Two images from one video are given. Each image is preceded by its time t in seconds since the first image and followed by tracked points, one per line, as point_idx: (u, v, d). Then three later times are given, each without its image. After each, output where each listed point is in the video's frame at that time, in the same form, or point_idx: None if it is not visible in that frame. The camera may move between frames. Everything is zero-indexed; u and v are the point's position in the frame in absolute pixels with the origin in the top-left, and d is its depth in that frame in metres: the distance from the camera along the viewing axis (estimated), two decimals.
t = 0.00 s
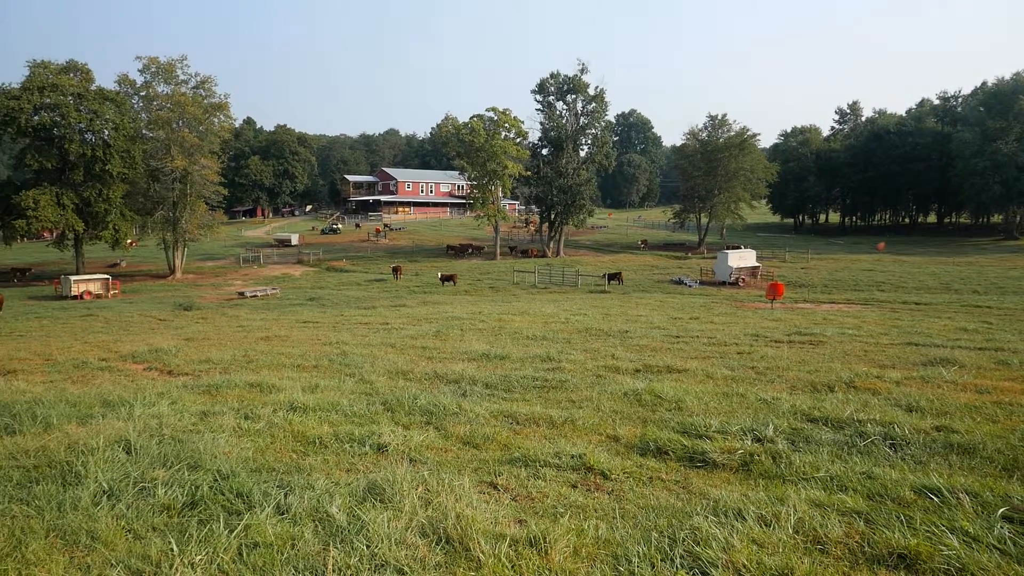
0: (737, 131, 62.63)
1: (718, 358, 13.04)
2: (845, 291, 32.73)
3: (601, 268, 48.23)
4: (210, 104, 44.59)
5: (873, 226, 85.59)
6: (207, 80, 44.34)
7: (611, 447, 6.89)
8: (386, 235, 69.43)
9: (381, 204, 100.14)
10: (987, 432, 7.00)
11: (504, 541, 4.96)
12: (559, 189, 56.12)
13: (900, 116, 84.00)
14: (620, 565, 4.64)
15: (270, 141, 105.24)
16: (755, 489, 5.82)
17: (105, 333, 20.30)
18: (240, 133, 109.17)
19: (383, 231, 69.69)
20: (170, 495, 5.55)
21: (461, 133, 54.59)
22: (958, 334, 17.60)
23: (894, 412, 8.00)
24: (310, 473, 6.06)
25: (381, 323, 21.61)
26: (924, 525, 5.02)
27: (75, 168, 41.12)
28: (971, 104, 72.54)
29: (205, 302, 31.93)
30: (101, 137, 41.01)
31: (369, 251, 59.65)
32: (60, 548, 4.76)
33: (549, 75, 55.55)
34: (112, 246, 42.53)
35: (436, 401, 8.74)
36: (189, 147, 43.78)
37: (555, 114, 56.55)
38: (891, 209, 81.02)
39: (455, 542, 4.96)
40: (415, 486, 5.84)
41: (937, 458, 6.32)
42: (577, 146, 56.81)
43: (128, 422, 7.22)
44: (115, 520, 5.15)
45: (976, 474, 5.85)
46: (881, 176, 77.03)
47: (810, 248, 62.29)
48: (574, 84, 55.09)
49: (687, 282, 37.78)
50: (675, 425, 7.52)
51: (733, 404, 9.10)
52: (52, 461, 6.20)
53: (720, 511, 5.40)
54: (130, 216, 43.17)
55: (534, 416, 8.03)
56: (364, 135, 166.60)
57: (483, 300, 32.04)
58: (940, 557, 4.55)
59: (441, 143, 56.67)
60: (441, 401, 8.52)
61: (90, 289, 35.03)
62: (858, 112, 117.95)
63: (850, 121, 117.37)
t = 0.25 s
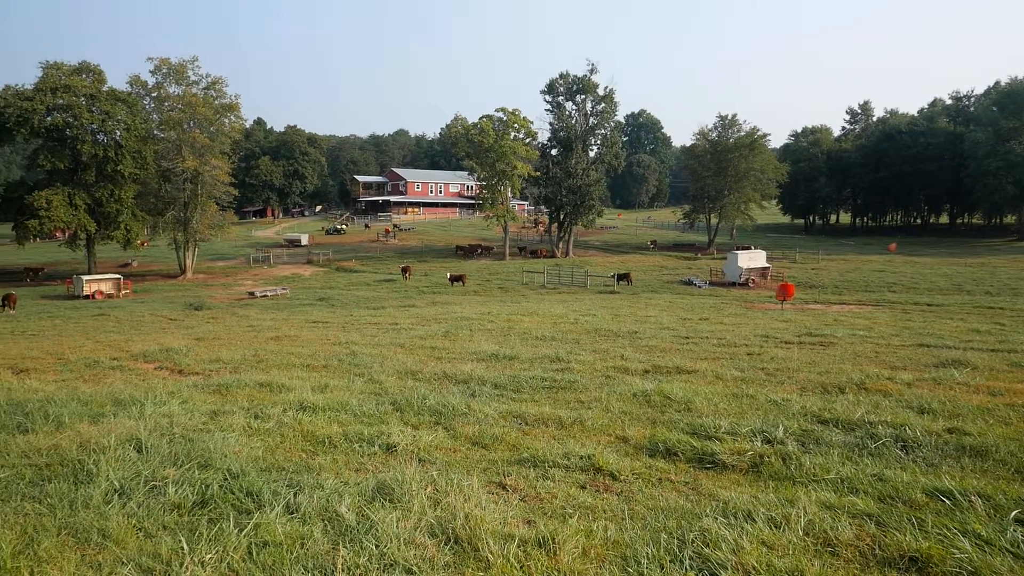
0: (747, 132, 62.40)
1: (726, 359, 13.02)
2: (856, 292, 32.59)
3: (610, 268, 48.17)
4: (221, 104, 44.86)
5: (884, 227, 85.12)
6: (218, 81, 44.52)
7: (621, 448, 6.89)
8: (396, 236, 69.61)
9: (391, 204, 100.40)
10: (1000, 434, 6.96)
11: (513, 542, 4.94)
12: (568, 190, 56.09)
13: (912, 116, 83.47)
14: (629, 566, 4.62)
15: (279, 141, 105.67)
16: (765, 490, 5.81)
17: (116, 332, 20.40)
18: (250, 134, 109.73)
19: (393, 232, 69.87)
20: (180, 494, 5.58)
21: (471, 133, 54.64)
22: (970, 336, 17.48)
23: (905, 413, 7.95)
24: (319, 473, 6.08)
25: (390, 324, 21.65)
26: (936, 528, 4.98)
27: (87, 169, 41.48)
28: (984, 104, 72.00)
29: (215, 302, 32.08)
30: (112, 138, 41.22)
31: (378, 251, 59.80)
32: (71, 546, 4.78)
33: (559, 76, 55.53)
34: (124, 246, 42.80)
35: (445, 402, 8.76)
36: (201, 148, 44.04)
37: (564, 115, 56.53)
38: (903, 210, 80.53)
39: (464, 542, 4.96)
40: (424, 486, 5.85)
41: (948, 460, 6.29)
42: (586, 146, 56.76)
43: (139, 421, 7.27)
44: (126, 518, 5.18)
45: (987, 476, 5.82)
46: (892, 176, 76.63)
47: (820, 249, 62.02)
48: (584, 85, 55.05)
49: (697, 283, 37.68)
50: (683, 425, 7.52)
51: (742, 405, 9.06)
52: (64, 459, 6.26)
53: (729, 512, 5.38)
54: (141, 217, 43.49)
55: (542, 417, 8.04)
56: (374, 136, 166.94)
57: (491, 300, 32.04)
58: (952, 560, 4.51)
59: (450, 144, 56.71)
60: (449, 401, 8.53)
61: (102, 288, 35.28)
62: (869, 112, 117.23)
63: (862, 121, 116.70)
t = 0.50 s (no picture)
0: (757, 132, 62.17)
1: (737, 360, 12.97)
2: (867, 294, 32.41)
3: (619, 269, 48.12)
4: (233, 106, 44.91)
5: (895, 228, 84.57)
6: (229, 82, 44.62)
7: (630, 449, 6.87)
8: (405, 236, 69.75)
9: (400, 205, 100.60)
10: (1014, 437, 6.89)
11: (522, 543, 4.94)
12: (577, 191, 56.05)
13: (924, 116, 82.91)
14: (638, 568, 4.60)
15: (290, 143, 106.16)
16: (775, 492, 5.78)
17: (127, 332, 20.53)
18: (261, 135, 110.20)
19: (402, 233, 69.99)
20: (190, 493, 5.60)
21: (481, 134, 54.56)
22: (983, 338, 17.35)
23: (917, 416, 7.91)
24: (328, 473, 6.10)
25: (400, 324, 21.69)
26: (948, 531, 4.95)
27: (98, 170, 41.75)
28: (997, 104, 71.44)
29: (226, 302, 32.23)
30: (124, 140, 41.53)
31: (387, 252, 59.92)
32: (83, 544, 4.81)
33: (568, 77, 55.52)
34: (135, 246, 43.08)
35: (454, 402, 8.77)
36: (212, 149, 44.10)
37: (573, 115, 56.50)
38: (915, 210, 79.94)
39: (472, 543, 4.96)
40: (433, 487, 5.86)
41: (961, 463, 6.24)
42: (595, 147, 56.72)
43: (150, 420, 7.31)
44: (137, 517, 5.21)
45: (1001, 479, 5.76)
46: (904, 177, 76.13)
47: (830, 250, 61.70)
48: (593, 85, 55.01)
49: (707, 284, 37.58)
50: (693, 427, 7.49)
51: (752, 406, 9.03)
52: (76, 458, 6.31)
53: (739, 514, 5.35)
54: (152, 217, 43.78)
55: (552, 418, 8.03)
56: (383, 137, 167.37)
57: (501, 301, 32.06)
58: (965, 563, 4.47)
59: (460, 145, 56.74)
60: (459, 402, 8.54)
61: (114, 288, 35.55)
62: (880, 112, 116.62)
63: (873, 122, 116.08)
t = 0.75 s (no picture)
0: (766, 133, 61.98)
1: (746, 362, 12.91)
2: (878, 295, 32.25)
3: (627, 271, 48.07)
4: (242, 107, 45.22)
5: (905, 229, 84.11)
6: (239, 84, 44.90)
7: (638, 451, 6.86)
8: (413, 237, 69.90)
9: (409, 206, 100.77)
10: None
11: (530, 544, 4.94)
12: (586, 192, 56.00)
13: (935, 117, 82.44)
14: (646, 571, 4.59)
15: (299, 144, 106.55)
16: (784, 495, 5.76)
17: (137, 333, 20.64)
18: (270, 136, 110.62)
19: (411, 234, 70.10)
20: (200, 493, 5.63)
21: (489, 135, 54.28)
22: (995, 340, 17.21)
23: (928, 419, 7.85)
24: (337, 473, 6.12)
25: (408, 325, 21.71)
26: (959, 534, 4.91)
27: (109, 171, 42.10)
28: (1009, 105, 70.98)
29: (236, 303, 32.35)
30: (135, 141, 42.03)
31: (396, 253, 60.04)
32: (93, 544, 4.84)
33: (577, 78, 55.52)
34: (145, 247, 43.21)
35: (463, 403, 8.78)
36: (221, 150, 44.34)
37: (582, 117, 56.49)
38: (925, 211, 79.48)
39: (480, 543, 4.96)
40: (441, 488, 5.87)
41: (973, 466, 6.20)
42: (604, 148, 56.69)
43: (160, 420, 7.34)
44: (147, 516, 5.24)
45: (1013, 484, 5.71)
46: (914, 177, 75.73)
47: (840, 252, 61.42)
48: (602, 86, 54.98)
49: (716, 285, 37.47)
50: (702, 429, 7.47)
51: (761, 408, 9.00)
52: (86, 458, 6.35)
53: (748, 516, 5.33)
54: (162, 218, 43.99)
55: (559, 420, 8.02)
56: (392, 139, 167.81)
57: (509, 302, 32.07)
58: (976, 567, 4.44)
59: (469, 146, 56.76)
60: (467, 403, 8.54)
61: (124, 289, 35.72)
62: (889, 113, 116.28)
63: (882, 123, 115.72)
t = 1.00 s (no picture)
0: (773, 134, 61.84)
1: (753, 364, 12.88)
2: (886, 297, 32.14)
3: (634, 272, 48.00)
4: (249, 109, 45.33)
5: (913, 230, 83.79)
6: (246, 85, 45.01)
7: (645, 453, 6.85)
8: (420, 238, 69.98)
9: (415, 207, 100.91)
10: None
11: (536, 546, 4.93)
12: (592, 193, 55.96)
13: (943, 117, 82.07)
14: (653, 573, 4.58)
15: (306, 145, 106.83)
16: (791, 497, 5.75)
17: (145, 333, 20.72)
18: (277, 138, 110.93)
19: (417, 235, 70.18)
20: (207, 493, 5.64)
21: (496, 137, 54.16)
22: (1004, 342, 17.12)
23: (936, 421, 7.82)
24: (344, 474, 6.14)
25: (415, 326, 21.73)
26: (968, 537, 4.89)
27: (118, 172, 42.25)
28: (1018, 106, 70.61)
29: (243, 304, 32.45)
30: (143, 142, 41.96)
31: (402, 254, 60.11)
32: (101, 543, 4.86)
33: (583, 79, 55.49)
34: (154, 248, 43.31)
35: (469, 404, 8.79)
36: (229, 151, 44.55)
37: (588, 118, 56.49)
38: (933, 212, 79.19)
39: (487, 544, 4.95)
40: (447, 488, 5.88)
41: (981, 469, 6.17)
42: (610, 149, 56.67)
43: (168, 421, 7.37)
44: (154, 516, 5.26)
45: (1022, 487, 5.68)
46: (922, 179, 75.46)
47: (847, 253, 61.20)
48: (608, 87, 54.94)
49: (723, 287, 37.38)
50: (709, 431, 7.45)
51: (768, 410, 8.98)
52: (94, 458, 6.38)
53: (755, 518, 5.32)
54: (170, 220, 44.11)
55: (566, 421, 8.02)
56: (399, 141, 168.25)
57: (515, 303, 32.07)
58: (985, 570, 4.41)
59: (475, 147, 56.76)
60: (473, 404, 8.54)
61: (132, 289, 35.85)
62: (897, 114, 115.80)
63: (891, 124, 115.21)
